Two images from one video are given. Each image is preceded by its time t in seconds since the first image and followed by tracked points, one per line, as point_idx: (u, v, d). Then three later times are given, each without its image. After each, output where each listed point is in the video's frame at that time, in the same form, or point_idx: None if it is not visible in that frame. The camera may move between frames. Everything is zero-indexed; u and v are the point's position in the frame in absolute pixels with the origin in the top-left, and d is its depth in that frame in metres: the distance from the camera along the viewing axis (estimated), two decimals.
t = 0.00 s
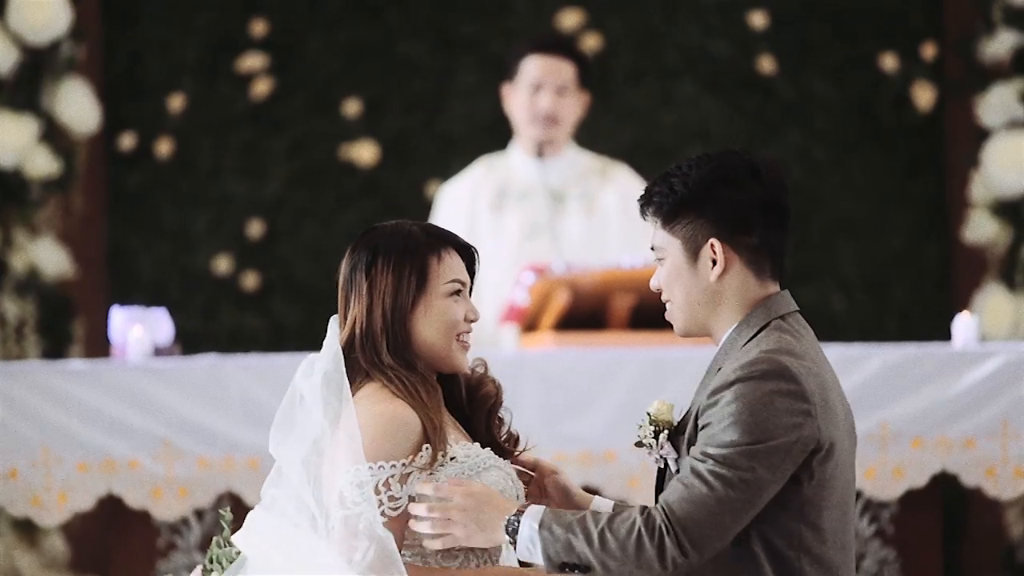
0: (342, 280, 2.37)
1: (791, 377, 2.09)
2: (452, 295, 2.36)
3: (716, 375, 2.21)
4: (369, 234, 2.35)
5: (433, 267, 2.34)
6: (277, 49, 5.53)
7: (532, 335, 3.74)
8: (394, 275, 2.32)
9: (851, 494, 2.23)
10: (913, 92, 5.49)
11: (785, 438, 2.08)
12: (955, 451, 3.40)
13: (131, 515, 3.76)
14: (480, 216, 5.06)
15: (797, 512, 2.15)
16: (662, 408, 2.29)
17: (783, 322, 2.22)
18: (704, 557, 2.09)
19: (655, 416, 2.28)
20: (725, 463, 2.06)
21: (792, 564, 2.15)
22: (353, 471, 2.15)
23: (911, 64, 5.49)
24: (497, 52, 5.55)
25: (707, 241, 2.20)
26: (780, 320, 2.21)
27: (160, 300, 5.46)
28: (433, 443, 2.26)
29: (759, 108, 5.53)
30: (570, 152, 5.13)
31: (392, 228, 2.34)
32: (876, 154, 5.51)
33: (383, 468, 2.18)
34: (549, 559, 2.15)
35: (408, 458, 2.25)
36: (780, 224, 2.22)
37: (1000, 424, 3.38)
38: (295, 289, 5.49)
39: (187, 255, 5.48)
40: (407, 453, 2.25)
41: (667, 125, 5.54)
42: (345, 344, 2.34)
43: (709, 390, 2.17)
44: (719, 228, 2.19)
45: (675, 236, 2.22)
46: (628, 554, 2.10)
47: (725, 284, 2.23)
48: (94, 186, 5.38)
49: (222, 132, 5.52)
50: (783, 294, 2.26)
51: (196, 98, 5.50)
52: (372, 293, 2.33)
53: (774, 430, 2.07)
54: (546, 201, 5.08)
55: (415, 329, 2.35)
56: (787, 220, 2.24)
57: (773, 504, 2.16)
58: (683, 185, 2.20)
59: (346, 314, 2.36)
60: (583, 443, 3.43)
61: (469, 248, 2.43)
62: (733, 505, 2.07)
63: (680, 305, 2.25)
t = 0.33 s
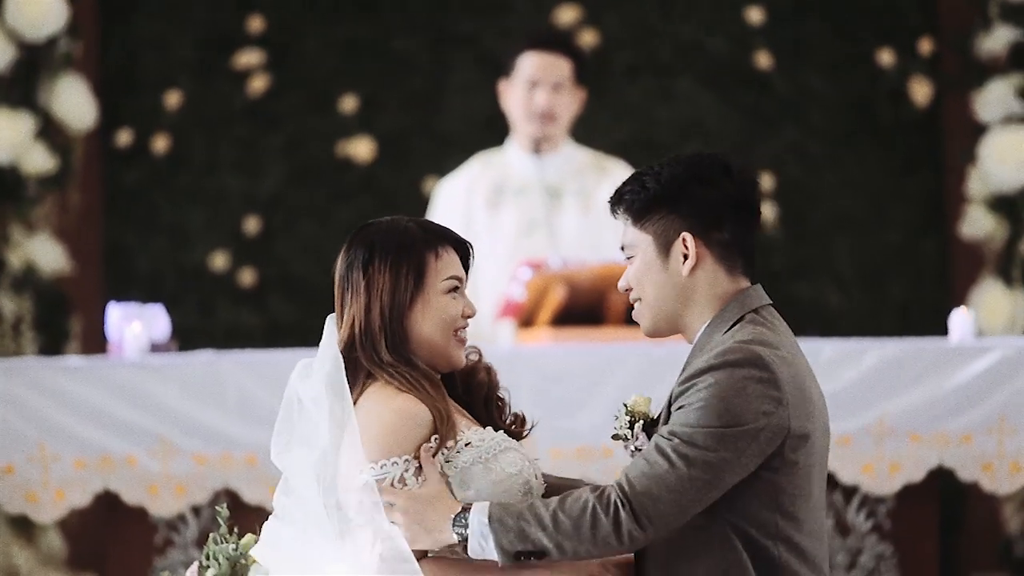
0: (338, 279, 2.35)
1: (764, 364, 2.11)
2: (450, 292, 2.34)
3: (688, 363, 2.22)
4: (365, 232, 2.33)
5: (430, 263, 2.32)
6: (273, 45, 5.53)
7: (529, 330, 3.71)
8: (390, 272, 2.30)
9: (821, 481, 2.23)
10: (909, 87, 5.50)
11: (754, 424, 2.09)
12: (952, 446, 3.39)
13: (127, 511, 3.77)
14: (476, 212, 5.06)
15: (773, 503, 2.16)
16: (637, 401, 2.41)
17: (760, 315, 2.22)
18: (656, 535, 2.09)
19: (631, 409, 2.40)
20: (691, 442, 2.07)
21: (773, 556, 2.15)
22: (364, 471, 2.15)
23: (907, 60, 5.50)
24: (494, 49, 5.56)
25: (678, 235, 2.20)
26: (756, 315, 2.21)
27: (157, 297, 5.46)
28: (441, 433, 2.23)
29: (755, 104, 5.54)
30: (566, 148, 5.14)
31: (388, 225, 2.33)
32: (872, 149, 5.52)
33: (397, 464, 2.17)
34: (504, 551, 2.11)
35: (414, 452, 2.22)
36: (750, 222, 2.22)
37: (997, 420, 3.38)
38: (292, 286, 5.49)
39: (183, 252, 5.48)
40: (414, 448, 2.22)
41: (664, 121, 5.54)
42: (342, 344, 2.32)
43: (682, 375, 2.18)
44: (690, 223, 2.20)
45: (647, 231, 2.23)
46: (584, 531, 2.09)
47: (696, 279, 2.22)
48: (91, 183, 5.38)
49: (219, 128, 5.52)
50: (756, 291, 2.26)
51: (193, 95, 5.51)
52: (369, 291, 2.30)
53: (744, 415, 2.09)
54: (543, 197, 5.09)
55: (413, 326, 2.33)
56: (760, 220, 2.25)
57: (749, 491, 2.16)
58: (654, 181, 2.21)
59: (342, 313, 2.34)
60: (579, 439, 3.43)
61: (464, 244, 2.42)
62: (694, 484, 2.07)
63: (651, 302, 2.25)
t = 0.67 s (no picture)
0: (357, 311, 2.36)
1: (724, 346, 2.24)
2: (476, 307, 2.36)
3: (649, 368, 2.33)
4: (378, 262, 2.34)
5: (450, 283, 2.34)
6: (262, 41, 5.54)
7: (518, 326, 3.72)
8: (415, 297, 2.31)
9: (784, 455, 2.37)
10: (897, 82, 5.51)
11: (737, 409, 2.21)
12: (940, 441, 3.38)
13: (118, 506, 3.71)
14: (465, 205, 5.06)
15: (753, 488, 2.29)
16: (600, 409, 2.40)
17: (702, 306, 2.39)
18: (682, 544, 2.19)
19: (596, 418, 2.38)
20: (686, 446, 2.18)
21: (757, 540, 2.28)
22: (395, 502, 2.21)
23: (896, 55, 5.51)
24: (482, 44, 5.56)
25: (613, 237, 2.37)
26: (697, 306, 2.38)
27: (146, 293, 5.46)
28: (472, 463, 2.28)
29: (744, 99, 5.55)
30: (555, 143, 5.14)
31: (402, 250, 2.34)
32: (861, 144, 5.52)
33: (431, 495, 2.22)
34: None
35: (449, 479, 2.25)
36: (676, 222, 2.41)
37: (984, 414, 3.36)
38: (282, 282, 5.50)
39: (173, 248, 5.49)
40: (448, 475, 2.25)
41: (652, 116, 5.54)
42: (371, 373, 2.33)
43: (649, 380, 2.29)
44: (624, 223, 2.37)
45: (580, 236, 2.38)
46: (611, 552, 2.17)
47: (632, 279, 2.38)
48: (79, 179, 5.38)
49: (208, 124, 5.52)
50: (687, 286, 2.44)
51: (181, 91, 5.51)
52: (395, 317, 2.32)
53: (725, 403, 2.20)
54: (532, 192, 5.09)
55: (445, 348, 2.34)
56: (683, 220, 2.44)
57: (733, 481, 2.29)
58: (585, 186, 2.37)
59: (368, 342, 2.36)
60: (570, 434, 3.41)
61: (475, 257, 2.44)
62: (703, 485, 2.18)
63: (588, 305, 2.40)
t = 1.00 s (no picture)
0: (360, 306, 2.35)
1: (690, 331, 2.20)
2: (478, 302, 2.34)
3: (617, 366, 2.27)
4: (381, 254, 2.33)
5: (453, 277, 2.32)
6: (260, 37, 5.54)
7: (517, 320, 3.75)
8: (415, 290, 2.30)
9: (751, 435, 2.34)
10: (896, 78, 5.51)
11: (718, 389, 2.16)
12: (939, 437, 3.37)
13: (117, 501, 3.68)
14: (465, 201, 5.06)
15: (731, 471, 2.25)
16: (567, 415, 2.31)
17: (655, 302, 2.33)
18: (690, 531, 2.12)
19: (565, 423, 2.29)
20: (678, 434, 2.11)
21: (738, 522, 2.25)
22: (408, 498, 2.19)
23: (894, 51, 5.52)
24: (481, 40, 5.55)
25: (560, 243, 2.31)
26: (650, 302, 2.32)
27: (144, 288, 5.46)
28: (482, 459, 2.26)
29: (743, 95, 5.54)
30: (553, 138, 5.14)
31: (403, 244, 2.33)
32: (859, 141, 5.52)
33: (443, 489, 2.19)
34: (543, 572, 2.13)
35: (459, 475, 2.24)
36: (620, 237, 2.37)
37: (985, 409, 3.36)
38: (280, 277, 5.51)
39: (172, 243, 5.49)
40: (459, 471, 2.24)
41: (650, 112, 5.54)
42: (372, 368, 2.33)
43: (620, 379, 2.23)
44: (569, 232, 2.32)
45: (525, 245, 2.32)
46: (621, 545, 2.09)
47: (581, 286, 2.33)
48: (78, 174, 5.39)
49: (206, 120, 5.52)
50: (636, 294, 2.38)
51: (179, 86, 5.51)
52: (397, 312, 2.30)
53: (705, 385, 2.14)
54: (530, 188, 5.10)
55: (445, 341, 2.34)
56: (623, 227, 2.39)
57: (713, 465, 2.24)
58: (525, 199, 2.32)
59: (369, 336, 2.35)
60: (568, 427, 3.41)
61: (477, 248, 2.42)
62: (701, 471, 2.11)
63: (537, 313, 2.33)
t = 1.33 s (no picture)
0: (355, 306, 2.32)
1: (680, 330, 2.19)
2: (473, 297, 2.31)
3: (605, 364, 2.25)
4: (375, 252, 2.29)
5: (449, 274, 2.28)
6: (264, 31, 5.55)
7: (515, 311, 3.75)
8: (412, 287, 2.27)
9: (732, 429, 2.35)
10: (900, 72, 5.51)
11: (709, 389, 2.15)
12: (942, 432, 3.37)
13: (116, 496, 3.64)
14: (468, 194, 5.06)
15: (716, 468, 2.25)
16: (552, 416, 2.23)
17: (635, 297, 2.33)
18: (686, 531, 2.11)
19: (551, 424, 2.22)
20: (674, 434, 2.10)
21: (719, 514, 2.24)
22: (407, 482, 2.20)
23: (898, 45, 5.52)
24: (485, 34, 5.55)
25: (540, 230, 2.30)
26: (631, 297, 2.32)
27: (148, 281, 5.47)
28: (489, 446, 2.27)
29: (746, 89, 5.55)
30: (557, 133, 5.15)
31: (396, 242, 2.29)
32: (863, 135, 5.52)
33: (447, 476, 2.20)
34: (539, 564, 2.09)
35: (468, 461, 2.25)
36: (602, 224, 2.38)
37: (987, 405, 3.35)
38: (283, 271, 5.50)
39: (175, 237, 5.49)
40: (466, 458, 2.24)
41: (654, 106, 5.54)
42: (371, 366, 2.31)
43: (609, 377, 2.21)
44: (545, 215, 2.32)
45: (504, 234, 2.31)
46: (621, 543, 2.07)
47: (564, 273, 2.33)
48: (82, 168, 5.39)
49: (209, 114, 5.53)
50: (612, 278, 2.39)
51: (182, 80, 5.51)
52: (395, 312, 2.27)
53: (698, 385, 2.14)
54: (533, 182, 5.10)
55: (443, 334, 2.32)
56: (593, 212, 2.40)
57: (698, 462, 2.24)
58: (499, 190, 2.32)
59: (365, 335, 2.32)
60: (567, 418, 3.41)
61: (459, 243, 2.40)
62: (697, 470, 2.10)
63: (523, 300, 2.31)
